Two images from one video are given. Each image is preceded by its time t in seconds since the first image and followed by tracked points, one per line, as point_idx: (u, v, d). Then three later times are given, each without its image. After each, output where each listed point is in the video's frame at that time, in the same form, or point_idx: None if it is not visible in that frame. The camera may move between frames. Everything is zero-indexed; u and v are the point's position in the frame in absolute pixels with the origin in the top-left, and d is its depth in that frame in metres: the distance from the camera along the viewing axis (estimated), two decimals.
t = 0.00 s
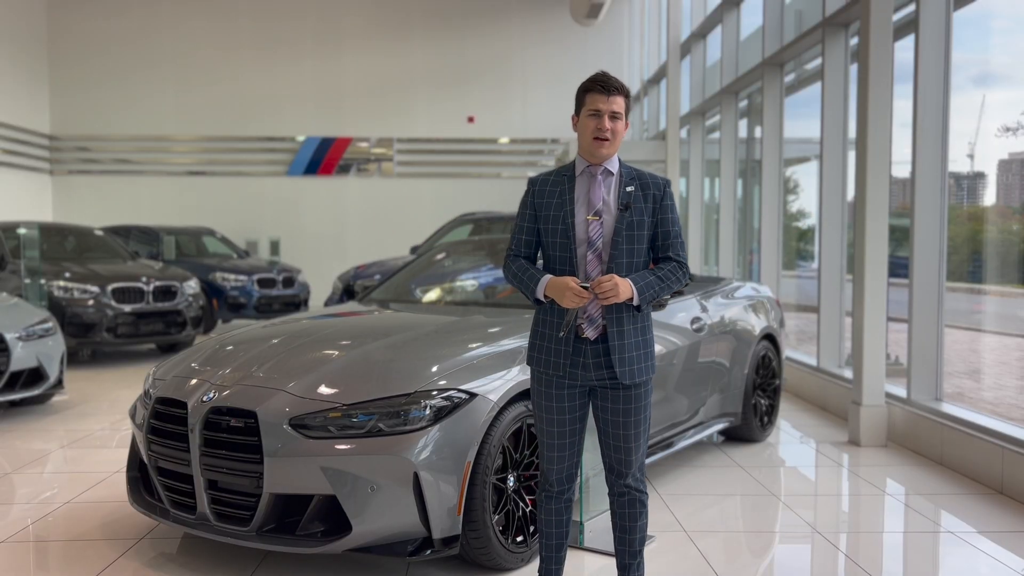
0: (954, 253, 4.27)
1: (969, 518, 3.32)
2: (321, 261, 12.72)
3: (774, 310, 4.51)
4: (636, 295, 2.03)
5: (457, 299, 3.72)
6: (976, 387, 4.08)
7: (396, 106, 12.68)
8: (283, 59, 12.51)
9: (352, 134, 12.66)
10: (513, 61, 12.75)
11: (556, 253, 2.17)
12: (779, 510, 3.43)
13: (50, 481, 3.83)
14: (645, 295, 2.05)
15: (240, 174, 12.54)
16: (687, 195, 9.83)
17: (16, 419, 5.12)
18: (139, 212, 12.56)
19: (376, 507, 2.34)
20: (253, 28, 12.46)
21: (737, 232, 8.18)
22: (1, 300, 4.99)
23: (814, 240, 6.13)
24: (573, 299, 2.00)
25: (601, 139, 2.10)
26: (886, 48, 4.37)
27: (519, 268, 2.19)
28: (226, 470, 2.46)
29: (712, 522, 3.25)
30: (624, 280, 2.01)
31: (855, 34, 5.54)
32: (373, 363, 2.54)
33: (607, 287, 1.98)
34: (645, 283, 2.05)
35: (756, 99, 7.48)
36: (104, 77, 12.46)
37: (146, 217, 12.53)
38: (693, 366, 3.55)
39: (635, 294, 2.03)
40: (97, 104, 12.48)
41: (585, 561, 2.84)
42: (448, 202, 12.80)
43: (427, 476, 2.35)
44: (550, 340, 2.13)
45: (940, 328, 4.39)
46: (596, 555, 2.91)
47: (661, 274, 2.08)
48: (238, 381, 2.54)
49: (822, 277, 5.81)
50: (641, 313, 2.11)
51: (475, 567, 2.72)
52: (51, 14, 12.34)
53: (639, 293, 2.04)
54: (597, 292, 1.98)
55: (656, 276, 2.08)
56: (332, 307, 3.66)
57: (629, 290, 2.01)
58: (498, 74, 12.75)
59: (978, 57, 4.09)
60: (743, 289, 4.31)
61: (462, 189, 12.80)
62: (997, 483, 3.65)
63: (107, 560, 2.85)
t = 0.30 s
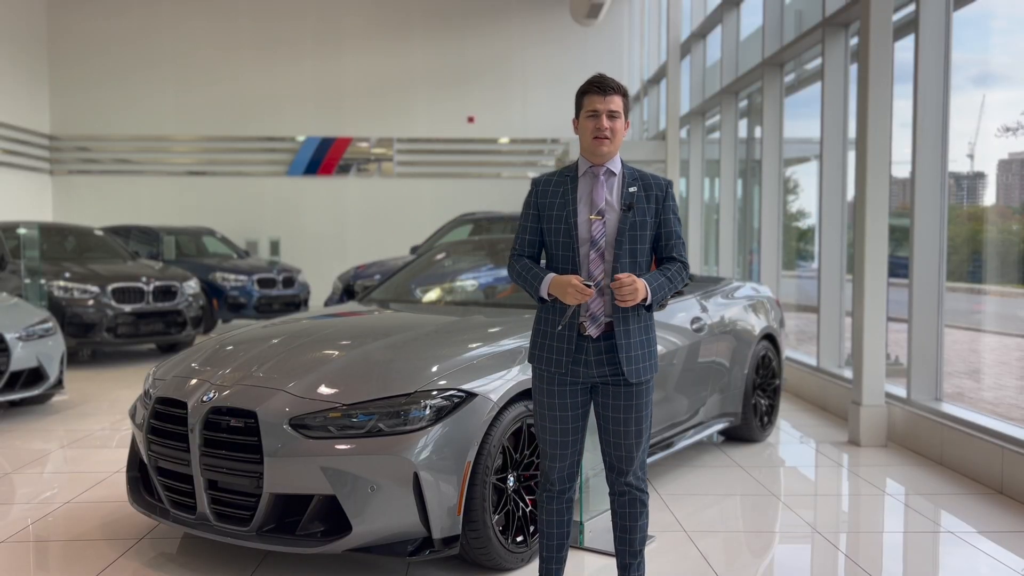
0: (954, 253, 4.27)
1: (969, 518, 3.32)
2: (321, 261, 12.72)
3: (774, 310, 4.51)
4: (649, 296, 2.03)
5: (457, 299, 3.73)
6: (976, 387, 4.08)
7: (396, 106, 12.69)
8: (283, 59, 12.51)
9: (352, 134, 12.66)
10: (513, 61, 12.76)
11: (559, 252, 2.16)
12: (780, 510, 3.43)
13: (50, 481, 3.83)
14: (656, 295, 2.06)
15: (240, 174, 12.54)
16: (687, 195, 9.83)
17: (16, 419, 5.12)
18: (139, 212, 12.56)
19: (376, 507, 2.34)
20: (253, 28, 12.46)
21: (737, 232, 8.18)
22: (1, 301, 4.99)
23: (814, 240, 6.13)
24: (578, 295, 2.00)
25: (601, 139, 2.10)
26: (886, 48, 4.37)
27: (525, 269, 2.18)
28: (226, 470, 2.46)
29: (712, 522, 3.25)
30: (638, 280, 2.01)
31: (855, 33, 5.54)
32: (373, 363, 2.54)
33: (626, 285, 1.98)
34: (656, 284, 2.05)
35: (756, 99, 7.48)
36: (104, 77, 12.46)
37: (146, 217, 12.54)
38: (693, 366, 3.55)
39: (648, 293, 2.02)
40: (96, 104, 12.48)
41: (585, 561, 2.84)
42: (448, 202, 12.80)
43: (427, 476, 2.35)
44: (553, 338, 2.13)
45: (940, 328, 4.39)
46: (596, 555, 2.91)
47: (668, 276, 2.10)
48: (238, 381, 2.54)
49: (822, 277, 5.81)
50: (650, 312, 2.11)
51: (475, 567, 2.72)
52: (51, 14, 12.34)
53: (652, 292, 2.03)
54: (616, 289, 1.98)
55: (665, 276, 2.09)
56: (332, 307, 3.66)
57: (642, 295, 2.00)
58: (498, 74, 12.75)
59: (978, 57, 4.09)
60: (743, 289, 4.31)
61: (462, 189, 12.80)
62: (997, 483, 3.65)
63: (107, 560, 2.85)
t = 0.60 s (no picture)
0: (954, 252, 4.27)
1: (969, 518, 3.33)
2: (321, 261, 12.72)
3: (774, 310, 4.51)
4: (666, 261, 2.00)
5: (457, 299, 3.72)
6: (976, 387, 4.08)
7: (396, 106, 12.69)
8: (283, 59, 12.51)
9: (352, 134, 12.66)
10: (513, 61, 12.76)
11: (557, 251, 2.17)
12: (779, 510, 3.43)
13: (50, 481, 3.83)
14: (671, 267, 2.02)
15: (240, 174, 12.54)
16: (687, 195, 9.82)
17: (16, 419, 5.12)
18: (140, 212, 12.57)
19: (376, 507, 2.34)
20: (253, 28, 12.46)
21: (737, 232, 8.18)
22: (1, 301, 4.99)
23: (814, 240, 6.12)
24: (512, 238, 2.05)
25: (597, 139, 2.10)
26: (886, 48, 4.37)
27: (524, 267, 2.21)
28: (226, 470, 2.46)
29: (712, 522, 3.25)
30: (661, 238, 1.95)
31: (855, 34, 5.54)
32: (373, 363, 2.54)
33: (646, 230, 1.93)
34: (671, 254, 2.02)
35: (756, 99, 7.48)
36: (104, 77, 12.46)
37: (146, 217, 12.54)
38: (693, 366, 3.55)
39: (667, 258, 1.99)
40: (96, 104, 12.48)
41: (585, 562, 2.85)
42: (448, 202, 12.80)
43: (427, 476, 2.35)
44: (553, 336, 2.14)
45: (940, 328, 4.39)
46: (596, 556, 2.91)
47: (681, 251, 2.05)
48: (238, 381, 2.54)
49: (822, 277, 5.81)
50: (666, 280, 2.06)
51: (475, 567, 2.73)
52: (51, 14, 12.34)
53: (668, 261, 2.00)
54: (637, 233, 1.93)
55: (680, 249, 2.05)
56: (332, 307, 3.66)
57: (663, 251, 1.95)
58: (498, 74, 12.75)
59: (978, 57, 4.09)
60: (743, 289, 4.31)
61: (462, 189, 12.80)
62: (997, 483, 3.65)
63: (107, 560, 2.85)
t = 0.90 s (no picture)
0: (954, 252, 4.27)
1: (969, 518, 3.32)
2: (321, 261, 12.72)
3: (774, 310, 4.51)
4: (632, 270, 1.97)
5: (456, 299, 3.72)
6: (976, 387, 4.08)
7: (396, 106, 12.69)
8: (283, 59, 12.51)
9: (352, 134, 12.66)
10: (512, 61, 12.76)
11: (556, 252, 2.18)
12: (779, 510, 3.43)
13: (50, 481, 3.83)
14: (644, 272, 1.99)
15: (240, 174, 12.54)
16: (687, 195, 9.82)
17: (16, 419, 5.12)
18: (140, 212, 12.57)
19: (376, 507, 2.34)
20: (253, 28, 12.46)
21: (737, 232, 8.18)
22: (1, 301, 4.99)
23: (814, 240, 6.12)
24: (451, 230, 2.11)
25: (600, 137, 2.10)
26: (886, 49, 4.37)
27: (521, 269, 2.22)
28: (226, 470, 2.46)
29: (712, 522, 3.25)
30: (617, 250, 1.94)
31: (855, 33, 5.54)
32: (373, 363, 2.54)
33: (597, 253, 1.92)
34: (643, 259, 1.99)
35: (756, 99, 7.48)
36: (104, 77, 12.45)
37: (146, 217, 12.54)
38: (693, 366, 3.55)
39: (631, 267, 1.97)
40: (96, 104, 12.48)
41: (585, 562, 2.84)
42: (448, 202, 12.80)
43: (427, 476, 2.35)
44: (553, 336, 2.14)
45: (940, 329, 4.39)
46: (596, 555, 2.91)
47: (662, 255, 2.02)
48: (238, 381, 2.54)
49: (822, 277, 5.81)
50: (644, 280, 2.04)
51: (474, 567, 2.72)
52: (50, 14, 12.34)
53: (636, 267, 1.98)
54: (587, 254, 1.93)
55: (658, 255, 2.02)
56: (332, 307, 3.66)
57: (623, 263, 1.93)
58: (498, 74, 12.75)
59: (978, 57, 4.08)
60: (743, 289, 4.31)
61: (462, 189, 12.80)
62: (997, 483, 3.65)
63: (107, 560, 2.85)
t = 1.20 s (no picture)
0: (954, 253, 4.27)
1: (969, 518, 3.32)
2: (321, 261, 12.72)
3: (774, 310, 4.51)
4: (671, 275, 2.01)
5: (456, 299, 3.72)
6: (976, 387, 4.08)
7: (396, 106, 12.68)
8: (283, 59, 12.51)
9: (352, 134, 12.66)
10: (512, 61, 12.76)
11: (559, 252, 2.17)
12: (780, 510, 3.43)
13: (50, 481, 3.83)
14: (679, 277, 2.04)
15: (240, 174, 12.54)
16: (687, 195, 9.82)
17: (16, 419, 5.12)
18: (140, 212, 12.57)
19: (376, 507, 2.34)
20: (253, 28, 12.46)
21: (737, 232, 8.18)
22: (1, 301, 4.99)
23: (814, 241, 6.12)
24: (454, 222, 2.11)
25: (602, 138, 2.10)
26: (886, 49, 4.37)
27: (522, 269, 2.21)
28: (226, 470, 2.46)
29: (712, 522, 3.25)
30: (665, 254, 1.96)
31: (855, 33, 5.54)
32: (373, 363, 2.54)
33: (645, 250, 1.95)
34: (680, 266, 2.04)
35: (756, 99, 7.48)
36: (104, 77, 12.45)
37: (146, 217, 12.54)
38: (693, 366, 3.55)
39: (671, 271, 2.00)
40: (96, 104, 12.48)
41: (585, 562, 2.84)
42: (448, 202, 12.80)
43: (427, 476, 2.35)
44: (553, 337, 2.14)
45: (940, 329, 4.39)
46: (596, 556, 2.90)
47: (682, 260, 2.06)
48: (238, 381, 2.54)
49: (822, 277, 5.81)
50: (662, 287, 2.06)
51: (474, 567, 2.72)
52: (50, 14, 12.34)
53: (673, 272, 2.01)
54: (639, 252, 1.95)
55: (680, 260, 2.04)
56: (332, 307, 3.66)
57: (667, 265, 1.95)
58: (498, 74, 12.75)
59: (978, 57, 4.08)
60: (743, 289, 4.31)
61: (462, 189, 12.80)
62: (997, 483, 3.65)
63: (107, 560, 2.85)
